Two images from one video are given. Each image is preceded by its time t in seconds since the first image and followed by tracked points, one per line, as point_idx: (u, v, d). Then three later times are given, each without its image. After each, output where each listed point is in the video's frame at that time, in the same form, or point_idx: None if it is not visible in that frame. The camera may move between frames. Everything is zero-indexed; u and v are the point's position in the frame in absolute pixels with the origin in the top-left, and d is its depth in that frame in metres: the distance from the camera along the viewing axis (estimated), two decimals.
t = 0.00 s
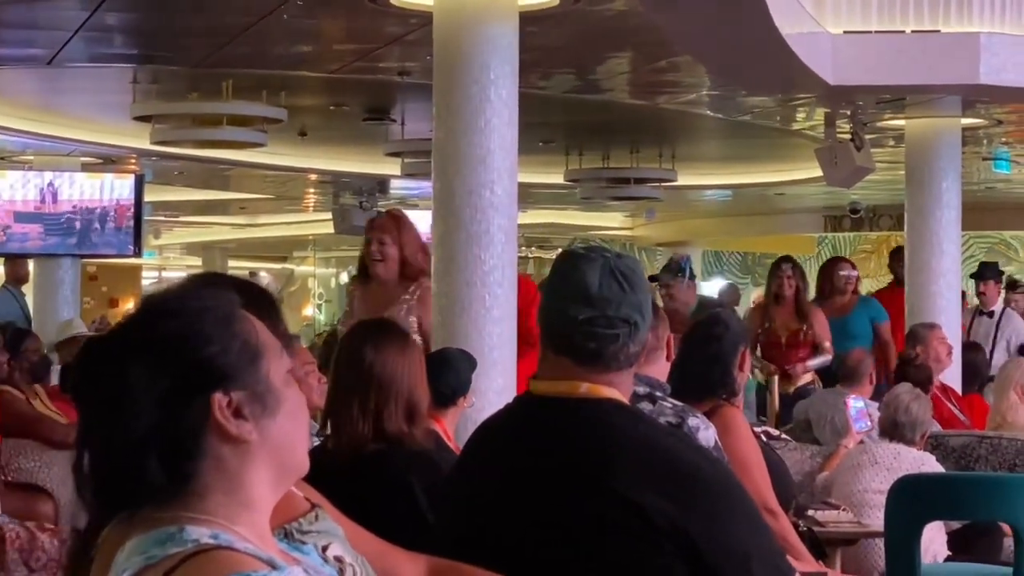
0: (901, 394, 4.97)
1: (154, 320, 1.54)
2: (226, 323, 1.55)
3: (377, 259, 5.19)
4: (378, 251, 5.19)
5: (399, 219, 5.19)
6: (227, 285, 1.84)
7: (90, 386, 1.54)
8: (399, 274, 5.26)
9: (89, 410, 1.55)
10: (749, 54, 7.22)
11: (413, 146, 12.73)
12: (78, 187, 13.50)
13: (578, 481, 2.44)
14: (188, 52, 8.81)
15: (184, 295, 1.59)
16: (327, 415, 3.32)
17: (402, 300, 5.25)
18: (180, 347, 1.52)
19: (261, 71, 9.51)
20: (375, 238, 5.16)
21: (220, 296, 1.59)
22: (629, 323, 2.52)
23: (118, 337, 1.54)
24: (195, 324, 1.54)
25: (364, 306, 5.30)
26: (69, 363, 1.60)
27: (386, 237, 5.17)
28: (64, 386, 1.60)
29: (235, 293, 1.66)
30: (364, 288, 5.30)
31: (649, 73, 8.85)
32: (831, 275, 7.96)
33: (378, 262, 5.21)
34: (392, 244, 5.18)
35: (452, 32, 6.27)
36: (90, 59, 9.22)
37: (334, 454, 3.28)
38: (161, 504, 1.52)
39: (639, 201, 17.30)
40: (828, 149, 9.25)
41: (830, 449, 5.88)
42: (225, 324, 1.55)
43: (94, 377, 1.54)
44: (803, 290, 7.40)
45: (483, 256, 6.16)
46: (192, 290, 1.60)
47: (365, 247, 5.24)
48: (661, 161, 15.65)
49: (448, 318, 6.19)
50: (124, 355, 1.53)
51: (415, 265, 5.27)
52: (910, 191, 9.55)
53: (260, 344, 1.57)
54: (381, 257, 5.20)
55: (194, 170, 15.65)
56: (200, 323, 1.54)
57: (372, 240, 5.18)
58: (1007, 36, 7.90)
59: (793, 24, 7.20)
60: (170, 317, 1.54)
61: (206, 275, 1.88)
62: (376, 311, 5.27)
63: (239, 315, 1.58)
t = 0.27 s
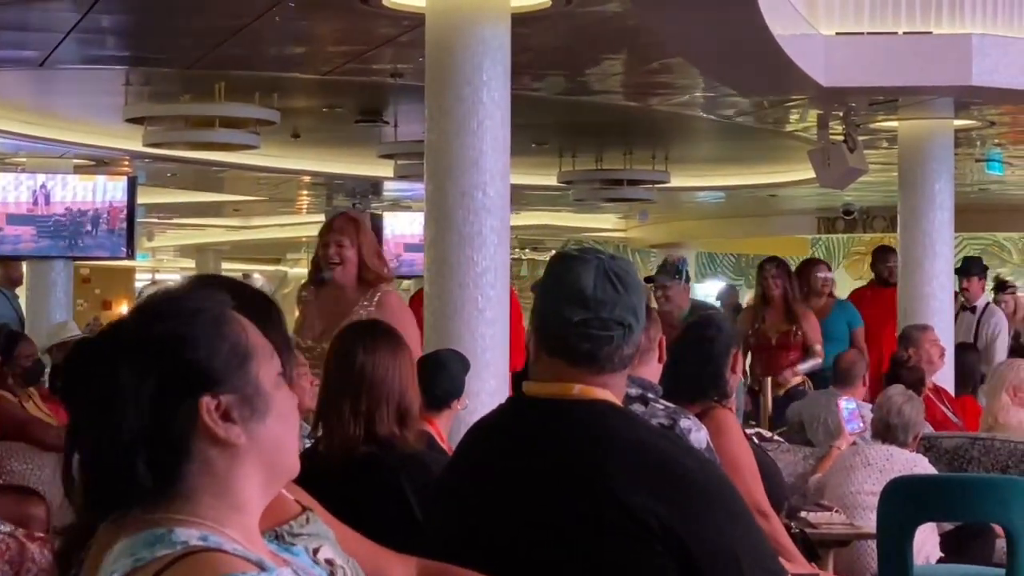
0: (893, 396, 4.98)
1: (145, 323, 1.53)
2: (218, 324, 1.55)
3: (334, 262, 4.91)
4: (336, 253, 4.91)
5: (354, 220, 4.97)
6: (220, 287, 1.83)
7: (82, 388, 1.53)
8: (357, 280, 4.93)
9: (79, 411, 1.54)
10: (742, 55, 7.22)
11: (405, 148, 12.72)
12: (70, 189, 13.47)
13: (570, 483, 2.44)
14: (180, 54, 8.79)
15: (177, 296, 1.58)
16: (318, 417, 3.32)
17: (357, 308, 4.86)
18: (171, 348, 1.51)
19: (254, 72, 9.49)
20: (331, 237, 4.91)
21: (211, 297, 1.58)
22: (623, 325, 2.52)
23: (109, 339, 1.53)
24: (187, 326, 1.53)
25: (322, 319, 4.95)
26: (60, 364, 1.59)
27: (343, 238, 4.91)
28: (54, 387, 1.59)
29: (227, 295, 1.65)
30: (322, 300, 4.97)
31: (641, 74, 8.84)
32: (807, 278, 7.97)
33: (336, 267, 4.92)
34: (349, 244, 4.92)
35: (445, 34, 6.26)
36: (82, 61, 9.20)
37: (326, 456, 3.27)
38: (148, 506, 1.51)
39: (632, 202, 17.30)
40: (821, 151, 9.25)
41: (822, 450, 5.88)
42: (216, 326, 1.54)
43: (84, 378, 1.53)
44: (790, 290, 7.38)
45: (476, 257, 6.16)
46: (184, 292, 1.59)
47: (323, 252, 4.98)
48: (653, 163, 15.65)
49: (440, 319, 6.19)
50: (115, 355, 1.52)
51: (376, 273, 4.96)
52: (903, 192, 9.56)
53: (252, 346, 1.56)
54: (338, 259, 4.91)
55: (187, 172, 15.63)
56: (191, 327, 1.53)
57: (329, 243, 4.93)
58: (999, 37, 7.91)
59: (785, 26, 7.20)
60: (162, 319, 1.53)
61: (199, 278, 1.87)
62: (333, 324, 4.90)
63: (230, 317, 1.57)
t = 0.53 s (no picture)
0: (888, 396, 4.98)
1: (145, 323, 1.53)
2: (218, 324, 1.54)
3: (296, 259, 4.93)
4: (299, 250, 4.94)
5: (315, 216, 5.02)
6: (219, 285, 1.83)
7: (82, 386, 1.52)
8: (320, 274, 4.97)
9: (78, 411, 1.53)
10: (738, 56, 7.22)
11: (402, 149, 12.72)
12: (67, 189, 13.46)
13: (567, 483, 2.44)
14: (176, 54, 8.79)
15: (176, 295, 1.58)
16: (314, 417, 3.31)
17: (316, 302, 4.90)
18: (171, 348, 1.50)
19: (250, 73, 9.48)
20: (294, 234, 4.93)
21: (211, 297, 1.58)
22: (621, 325, 2.52)
23: (109, 339, 1.53)
24: (187, 326, 1.52)
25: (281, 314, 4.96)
26: (59, 363, 1.58)
27: (305, 235, 4.95)
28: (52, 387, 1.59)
29: (228, 294, 1.65)
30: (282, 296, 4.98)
31: (637, 75, 8.85)
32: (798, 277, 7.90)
33: (297, 262, 4.95)
34: (312, 241, 4.95)
35: (441, 34, 6.26)
36: (78, 62, 9.20)
37: (322, 457, 3.26)
38: (148, 505, 1.51)
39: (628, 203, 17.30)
40: (817, 152, 9.26)
41: (819, 450, 5.88)
42: (216, 325, 1.54)
43: (83, 378, 1.53)
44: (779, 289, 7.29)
45: (472, 258, 6.16)
46: (184, 292, 1.59)
47: (282, 249, 4.99)
48: (650, 164, 15.66)
49: (436, 319, 6.18)
50: (115, 355, 1.51)
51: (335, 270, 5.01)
52: (899, 193, 9.57)
53: (252, 347, 1.56)
54: (301, 256, 4.94)
55: (183, 173, 15.63)
56: (191, 326, 1.53)
57: (290, 239, 4.95)
58: (995, 38, 7.92)
59: (782, 27, 7.20)
60: (162, 318, 1.53)
61: (197, 277, 1.87)
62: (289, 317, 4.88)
63: (230, 316, 1.57)
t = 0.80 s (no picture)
0: (884, 397, 4.99)
1: (143, 321, 1.52)
2: (217, 324, 1.54)
3: (243, 256, 4.49)
4: (245, 247, 4.50)
5: (259, 211, 4.59)
6: (215, 282, 1.83)
7: (80, 385, 1.52)
8: (265, 273, 4.54)
9: (76, 410, 1.53)
10: (734, 57, 7.23)
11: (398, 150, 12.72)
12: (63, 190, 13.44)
13: (563, 483, 2.43)
14: (172, 55, 8.79)
15: (175, 295, 1.58)
16: (313, 417, 3.32)
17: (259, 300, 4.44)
18: (170, 347, 1.50)
19: (245, 73, 9.47)
20: (241, 230, 4.49)
21: (208, 297, 1.58)
22: (616, 326, 2.52)
23: (106, 338, 1.52)
24: (185, 326, 1.52)
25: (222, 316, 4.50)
26: (56, 362, 1.57)
27: (252, 230, 4.51)
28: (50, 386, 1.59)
29: (226, 294, 1.65)
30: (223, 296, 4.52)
31: (633, 76, 8.86)
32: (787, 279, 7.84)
33: (242, 260, 4.50)
34: (259, 237, 4.52)
35: (437, 35, 6.26)
36: (73, 62, 9.20)
37: (318, 458, 3.26)
38: (146, 504, 1.51)
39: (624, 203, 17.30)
40: (812, 152, 9.27)
41: (815, 451, 5.88)
42: (215, 324, 1.54)
43: (81, 378, 1.52)
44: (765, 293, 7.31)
45: (469, 258, 6.16)
46: (183, 291, 1.58)
47: (226, 246, 4.53)
48: (645, 164, 15.66)
49: (432, 320, 6.18)
50: (113, 354, 1.51)
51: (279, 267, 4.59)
52: (894, 194, 9.58)
53: (250, 347, 1.56)
54: (247, 253, 4.50)
55: (179, 173, 15.62)
56: (190, 325, 1.53)
57: (235, 235, 4.50)
58: (990, 39, 7.93)
59: (777, 27, 7.21)
60: (160, 317, 1.53)
61: (193, 276, 1.86)
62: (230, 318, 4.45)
63: (228, 316, 1.57)
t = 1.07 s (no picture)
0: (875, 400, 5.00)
1: (134, 322, 1.52)
2: (208, 326, 1.54)
3: (188, 253, 4.38)
4: (190, 245, 4.39)
5: (203, 211, 4.50)
6: (208, 284, 1.83)
7: (71, 386, 1.51)
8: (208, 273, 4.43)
9: (67, 412, 1.53)
10: (727, 59, 7.24)
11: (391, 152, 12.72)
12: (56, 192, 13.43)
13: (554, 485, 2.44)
14: (165, 57, 8.78)
15: (166, 296, 1.57)
16: (305, 417, 3.32)
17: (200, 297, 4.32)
18: (160, 349, 1.50)
19: (239, 75, 9.47)
20: (187, 228, 4.38)
21: (199, 299, 1.58)
22: (605, 329, 2.52)
23: (97, 340, 1.52)
24: (174, 328, 1.52)
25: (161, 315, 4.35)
26: (48, 363, 1.57)
27: (198, 229, 4.42)
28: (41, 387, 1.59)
29: (217, 296, 1.65)
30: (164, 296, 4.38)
31: (625, 78, 8.87)
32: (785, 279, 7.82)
33: (187, 258, 4.39)
34: (204, 236, 4.42)
35: (430, 37, 6.26)
36: (67, 64, 9.19)
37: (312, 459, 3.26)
38: (136, 506, 1.51)
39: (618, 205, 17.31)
40: (806, 155, 9.27)
41: (808, 453, 5.89)
42: (206, 326, 1.54)
43: (71, 380, 1.52)
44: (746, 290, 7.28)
45: (462, 260, 6.16)
46: (173, 293, 1.58)
47: (168, 244, 4.42)
48: (639, 166, 15.68)
49: (426, 322, 6.18)
50: (104, 356, 1.51)
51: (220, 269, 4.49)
52: (887, 196, 9.59)
53: (241, 350, 1.56)
54: (192, 251, 4.39)
55: (172, 175, 15.61)
56: (180, 327, 1.52)
57: (181, 234, 4.39)
58: (982, 41, 7.95)
59: (771, 30, 7.22)
60: (152, 318, 1.53)
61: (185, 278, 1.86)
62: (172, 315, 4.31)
63: (218, 318, 1.57)
